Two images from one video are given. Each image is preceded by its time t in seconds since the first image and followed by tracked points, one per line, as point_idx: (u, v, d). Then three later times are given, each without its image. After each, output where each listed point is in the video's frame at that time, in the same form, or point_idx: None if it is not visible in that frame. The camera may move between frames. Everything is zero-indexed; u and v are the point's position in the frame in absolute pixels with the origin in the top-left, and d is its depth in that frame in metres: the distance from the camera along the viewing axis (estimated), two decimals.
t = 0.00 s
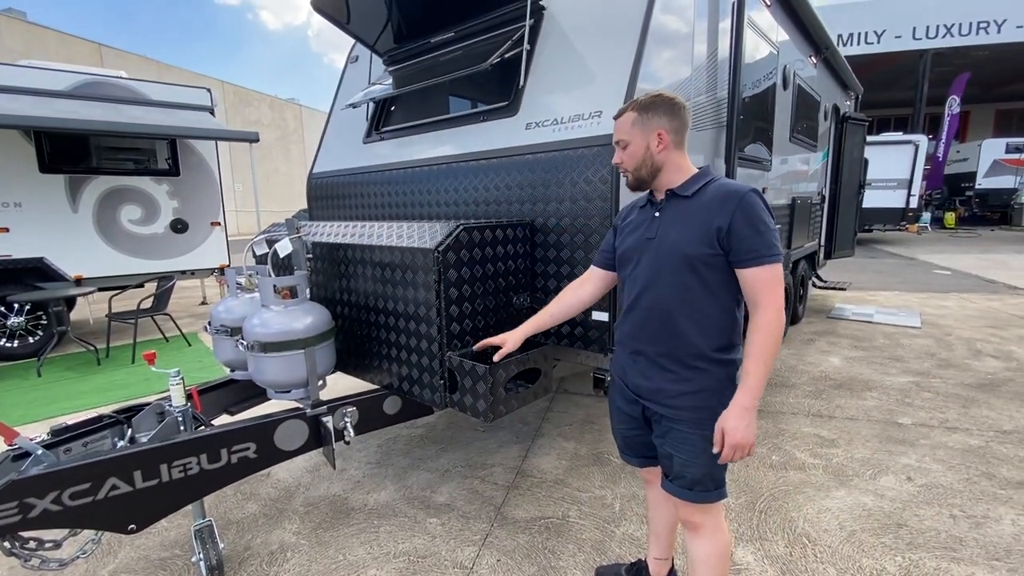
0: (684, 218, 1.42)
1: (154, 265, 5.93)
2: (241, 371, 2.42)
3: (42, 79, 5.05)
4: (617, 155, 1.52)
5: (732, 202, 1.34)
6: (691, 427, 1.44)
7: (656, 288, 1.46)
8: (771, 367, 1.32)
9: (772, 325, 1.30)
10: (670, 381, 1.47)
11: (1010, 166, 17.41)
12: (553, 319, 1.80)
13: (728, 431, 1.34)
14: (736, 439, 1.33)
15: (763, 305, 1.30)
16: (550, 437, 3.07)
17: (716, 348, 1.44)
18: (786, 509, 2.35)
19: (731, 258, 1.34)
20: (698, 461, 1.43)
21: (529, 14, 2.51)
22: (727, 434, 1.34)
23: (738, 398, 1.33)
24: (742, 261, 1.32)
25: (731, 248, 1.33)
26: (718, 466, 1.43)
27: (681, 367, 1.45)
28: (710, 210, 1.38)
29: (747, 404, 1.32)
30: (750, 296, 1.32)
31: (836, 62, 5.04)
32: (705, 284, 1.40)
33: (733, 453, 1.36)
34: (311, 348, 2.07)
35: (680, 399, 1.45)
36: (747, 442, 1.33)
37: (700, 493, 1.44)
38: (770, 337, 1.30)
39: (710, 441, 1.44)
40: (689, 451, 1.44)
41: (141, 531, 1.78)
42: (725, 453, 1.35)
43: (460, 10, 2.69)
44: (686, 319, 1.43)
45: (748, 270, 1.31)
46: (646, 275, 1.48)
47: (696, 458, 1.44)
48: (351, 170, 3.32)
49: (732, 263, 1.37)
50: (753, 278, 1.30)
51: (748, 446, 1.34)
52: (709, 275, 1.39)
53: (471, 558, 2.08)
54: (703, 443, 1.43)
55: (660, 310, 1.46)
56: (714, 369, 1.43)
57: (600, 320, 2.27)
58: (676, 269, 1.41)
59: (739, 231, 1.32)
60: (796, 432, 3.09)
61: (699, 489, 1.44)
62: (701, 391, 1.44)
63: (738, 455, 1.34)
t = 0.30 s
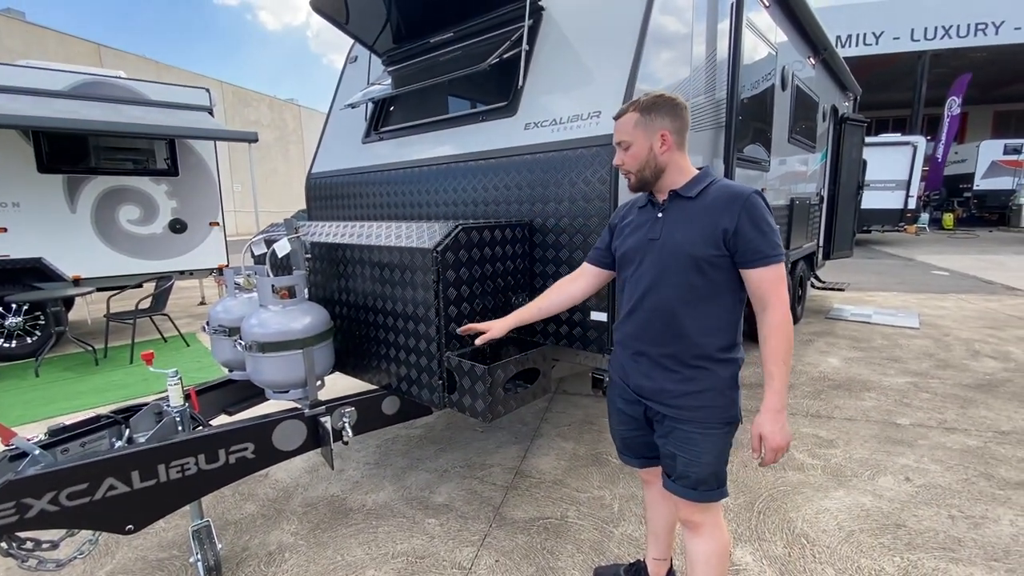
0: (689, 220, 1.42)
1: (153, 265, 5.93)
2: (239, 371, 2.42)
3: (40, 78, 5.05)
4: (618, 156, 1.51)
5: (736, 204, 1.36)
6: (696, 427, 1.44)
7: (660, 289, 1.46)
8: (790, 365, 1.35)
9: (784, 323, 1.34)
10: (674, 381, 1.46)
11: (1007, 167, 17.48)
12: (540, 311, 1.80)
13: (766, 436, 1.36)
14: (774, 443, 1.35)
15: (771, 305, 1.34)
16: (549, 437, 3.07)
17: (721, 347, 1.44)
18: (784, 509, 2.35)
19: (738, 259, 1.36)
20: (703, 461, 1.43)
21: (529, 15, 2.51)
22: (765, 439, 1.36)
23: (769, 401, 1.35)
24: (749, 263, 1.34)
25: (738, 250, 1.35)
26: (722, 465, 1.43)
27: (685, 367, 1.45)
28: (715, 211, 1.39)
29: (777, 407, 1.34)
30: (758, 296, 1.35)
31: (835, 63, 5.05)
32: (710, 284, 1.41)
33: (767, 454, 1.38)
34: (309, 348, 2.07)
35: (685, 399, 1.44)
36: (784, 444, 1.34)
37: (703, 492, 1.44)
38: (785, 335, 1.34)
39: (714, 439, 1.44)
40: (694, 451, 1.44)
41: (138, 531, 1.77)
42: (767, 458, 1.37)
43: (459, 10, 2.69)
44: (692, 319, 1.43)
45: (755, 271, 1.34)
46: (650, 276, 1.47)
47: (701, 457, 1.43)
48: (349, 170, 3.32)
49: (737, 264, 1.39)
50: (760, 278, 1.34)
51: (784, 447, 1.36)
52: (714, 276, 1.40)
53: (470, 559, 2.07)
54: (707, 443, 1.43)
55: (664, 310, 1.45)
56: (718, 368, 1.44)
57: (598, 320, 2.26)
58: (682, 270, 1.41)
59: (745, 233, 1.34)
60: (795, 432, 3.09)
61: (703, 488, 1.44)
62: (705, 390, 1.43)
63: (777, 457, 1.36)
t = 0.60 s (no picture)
0: (688, 222, 1.43)
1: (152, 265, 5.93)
2: (239, 371, 2.43)
3: (41, 78, 5.04)
4: (618, 158, 1.52)
5: (735, 206, 1.37)
6: (694, 426, 1.44)
7: (659, 291, 1.47)
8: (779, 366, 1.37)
9: (779, 326, 1.35)
10: (673, 381, 1.47)
11: (1005, 169, 17.54)
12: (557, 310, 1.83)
13: (743, 434, 1.37)
14: (751, 440, 1.36)
15: (769, 308, 1.34)
16: (547, 437, 3.08)
17: (719, 349, 1.45)
18: (782, 509, 2.36)
19: (735, 261, 1.37)
20: (701, 461, 1.44)
21: (528, 16, 2.52)
22: (742, 436, 1.37)
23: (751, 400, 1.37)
24: (747, 265, 1.35)
25: (735, 252, 1.36)
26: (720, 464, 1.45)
27: (684, 368, 1.46)
28: (713, 213, 1.40)
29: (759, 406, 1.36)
30: (755, 298, 1.36)
31: (834, 64, 5.06)
32: (708, 286, 1.41)
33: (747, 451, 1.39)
34: (309, 349, 2.08)
35: (684, 399, 1.45)
36: (762, 442, 1.36)
37: (702, 492, 1.45)
38: (777, 336, 1.35)
39: (712, 438, 1.45)
40: (693, 450, 1.45)
41: (138, 530, 1.78)
42: (741, 455, 1.38)
43: (459, 12, 2.70)
44: (690, 321, 1.44)
45: (753, 273, 1.35)
46: (649, 278, 1.48)
47: (699, 457, 1.44)
48: (349, 171, 3.33)
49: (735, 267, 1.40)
50: (758, 280, 1.34)
51: (764, 446, 1.38)
52: (713, 279, 1.41)
53: (468, 558, 2.08)
54: (706, 443, 1.44)
55: (663, 312, 1.46)
56: (717, 369, 1.45)
57: (597, 321, 2.27)
58: (680, 272, 1.43)
59: (743, 235, 1.35)
60: (793, 433, 3.10)
61: (701, 488, 1.44)
62: (704, 390, 1.44)
63: (754, 455, 1.37)
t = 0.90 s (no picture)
0: (680, 225, 1.44)
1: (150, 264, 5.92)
2: (239, 371, 2.43)
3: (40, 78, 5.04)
4: (615, 160, 1.55)
5: (727, 209, 1.37)
6: (687, 427, 1.45)
7: (652, 292, 1.48)
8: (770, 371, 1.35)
9: (771, 330, 1.34)
10: (666, 381, 1.48)
11: (1001, 170, 17.63)
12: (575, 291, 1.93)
13: (727, 437, 1.35)
14: (733, 445, 1.34)
15: (761, 312, 1.33)
16: (546, 437, 3.09)
17: (712, 351, 1.45)
18: (779, 509, 2.38)
19: (727, 264, 1.36)
20: (693, 462, 1.45)
21: (527, 18, 2.53)
22: (724, 441, 1.36)
23: (737, 404, 1.35)
24: (738, 268, 1.35)
25: (726, 255, 1.36)
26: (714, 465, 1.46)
27: (677, 369, 1.47)
28: (705, 215, 1.40)
29: (745, 411, 1.34)
30: (747, 301, 1.35)
31: (831, 66, 5.08)
32: (700, 288, 1.42)
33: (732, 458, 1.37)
34: (310, 349, 2.09)
35: (677, 400, 1.46)
36: (745, 447, 1.34)
37: (695, 492, 1.46)
38: (767, 340, 1.34)
39: (705, 440, 1.45)
40: (686, 451, 1.46)
41: (138, 530, 1.78)
42: (724, 460, 1.37)
43: (459, 13, 2.71)
44: (683, 322, 1.45)
45: (745, 277, 1.34)
46: (644, 279, 1.50)
47: (692, 458, 1.45)
48: (349, 172, 3.33)
49: (727, 270, 1.40)
50: (751, 284, 1.34)
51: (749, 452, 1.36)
52: (704, 281, 1.41)
53: (468, 557, 2.09)
54: (699, 444, 1.45)
55: (656, 313, 1.48)
56: (710, 371, 1.45)
57: (597, 321, 2.28)
58: (673, 275, 1.43)
59: (734, 238, 1.35)
60: (790, 433, 3.12)
61: (693, 489, 1.46)
62: (697, 392, 1.45)
63: (737, 461, 1.35)
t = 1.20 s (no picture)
0: (668, 224, 1.44)
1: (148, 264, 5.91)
2: (237, 371, 2.43)
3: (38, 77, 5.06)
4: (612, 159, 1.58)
5: (712, 209, 1.36)
6: (671, 425, 1.46)
7: (641, 291, 1.50)
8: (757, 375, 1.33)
9: (754, 333, 1.31)
10: (653, 380, 1.49)
11: (998, 171, 17.71)
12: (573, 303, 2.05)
13: (712, 443, 1.35)
14: (718, 451, 1.34)
15: (744, 314, 1.31)
16: (545, 437, 3.09)
17: (699, 351, 1.44)
18: (777, 508, 2.38)
19: (713, 265, 1.35)
20: (677, 460, 1.45)
21: (526, 18, 2.53)
22: (711, 446, 1.36)
23: (722, 408, 1.34)
24: (720, 269, 1.33)
25: (710, 255, 1.35)
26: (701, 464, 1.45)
27: (664, 368, 1.47)
28: (691, 216, 1.40)
29: (729, 416, 1.32)
30: (733, 303, 1.34)
31: (829, 66, 5.09)
32: (688, 289, 1.42)
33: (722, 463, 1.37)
34: (309, 348, 2.09)
35: (662, 398, 1.47)
36: (730, 454, 1.34)
37: (680, 490, 1.46)
38: (750, 342, 1.30)
39: (693, 440, 1.45)
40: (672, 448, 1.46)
41: (137, 529, 1.78)
42: (711, 466, 1.37)
43: (458, 13, 2.72)
44: (672, 322, 1.45)
45: (729, 278, 1.33)
46: (636, 279, 1.51)
47: (675, 456, 1.46)
48: (347, 171, 3.33)
49: (714, 270, 1.39)
50: (736, 285, 1.31)
51: (734, 458, 1.35)
52: (690, 281, 1.41)
53: (466, 557, 2.09)
54: (682, 444, 1.45)
55: (644, 312, 1.49)
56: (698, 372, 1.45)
57: (595, 320, 2.29)
58: (662, 275, 1.44)
59: (718, 239, 1.33)
60: (788, 432, 3.12)
61: (678, 486, 1.46)
62: (687, 393, 1.45)
63: (723, 466, 1.35)
